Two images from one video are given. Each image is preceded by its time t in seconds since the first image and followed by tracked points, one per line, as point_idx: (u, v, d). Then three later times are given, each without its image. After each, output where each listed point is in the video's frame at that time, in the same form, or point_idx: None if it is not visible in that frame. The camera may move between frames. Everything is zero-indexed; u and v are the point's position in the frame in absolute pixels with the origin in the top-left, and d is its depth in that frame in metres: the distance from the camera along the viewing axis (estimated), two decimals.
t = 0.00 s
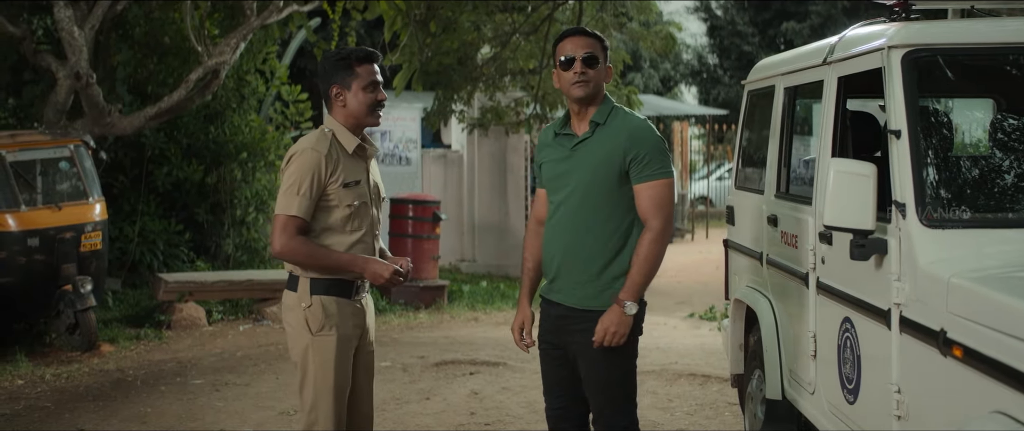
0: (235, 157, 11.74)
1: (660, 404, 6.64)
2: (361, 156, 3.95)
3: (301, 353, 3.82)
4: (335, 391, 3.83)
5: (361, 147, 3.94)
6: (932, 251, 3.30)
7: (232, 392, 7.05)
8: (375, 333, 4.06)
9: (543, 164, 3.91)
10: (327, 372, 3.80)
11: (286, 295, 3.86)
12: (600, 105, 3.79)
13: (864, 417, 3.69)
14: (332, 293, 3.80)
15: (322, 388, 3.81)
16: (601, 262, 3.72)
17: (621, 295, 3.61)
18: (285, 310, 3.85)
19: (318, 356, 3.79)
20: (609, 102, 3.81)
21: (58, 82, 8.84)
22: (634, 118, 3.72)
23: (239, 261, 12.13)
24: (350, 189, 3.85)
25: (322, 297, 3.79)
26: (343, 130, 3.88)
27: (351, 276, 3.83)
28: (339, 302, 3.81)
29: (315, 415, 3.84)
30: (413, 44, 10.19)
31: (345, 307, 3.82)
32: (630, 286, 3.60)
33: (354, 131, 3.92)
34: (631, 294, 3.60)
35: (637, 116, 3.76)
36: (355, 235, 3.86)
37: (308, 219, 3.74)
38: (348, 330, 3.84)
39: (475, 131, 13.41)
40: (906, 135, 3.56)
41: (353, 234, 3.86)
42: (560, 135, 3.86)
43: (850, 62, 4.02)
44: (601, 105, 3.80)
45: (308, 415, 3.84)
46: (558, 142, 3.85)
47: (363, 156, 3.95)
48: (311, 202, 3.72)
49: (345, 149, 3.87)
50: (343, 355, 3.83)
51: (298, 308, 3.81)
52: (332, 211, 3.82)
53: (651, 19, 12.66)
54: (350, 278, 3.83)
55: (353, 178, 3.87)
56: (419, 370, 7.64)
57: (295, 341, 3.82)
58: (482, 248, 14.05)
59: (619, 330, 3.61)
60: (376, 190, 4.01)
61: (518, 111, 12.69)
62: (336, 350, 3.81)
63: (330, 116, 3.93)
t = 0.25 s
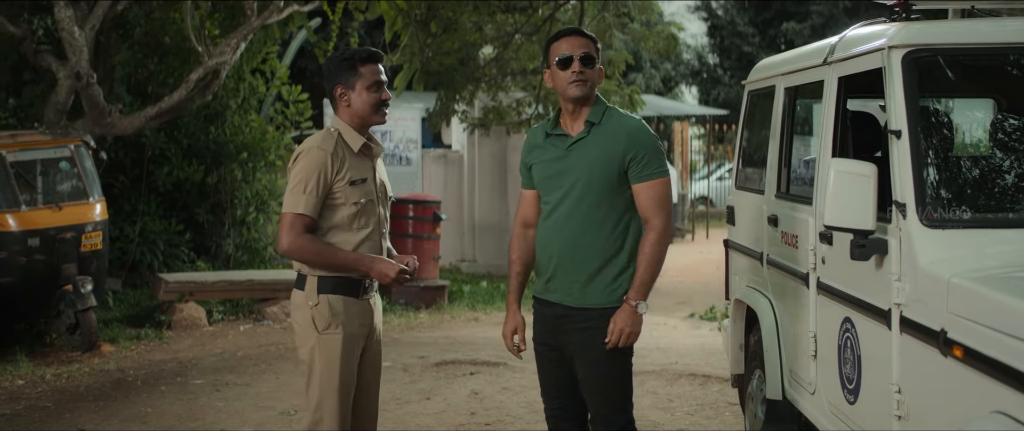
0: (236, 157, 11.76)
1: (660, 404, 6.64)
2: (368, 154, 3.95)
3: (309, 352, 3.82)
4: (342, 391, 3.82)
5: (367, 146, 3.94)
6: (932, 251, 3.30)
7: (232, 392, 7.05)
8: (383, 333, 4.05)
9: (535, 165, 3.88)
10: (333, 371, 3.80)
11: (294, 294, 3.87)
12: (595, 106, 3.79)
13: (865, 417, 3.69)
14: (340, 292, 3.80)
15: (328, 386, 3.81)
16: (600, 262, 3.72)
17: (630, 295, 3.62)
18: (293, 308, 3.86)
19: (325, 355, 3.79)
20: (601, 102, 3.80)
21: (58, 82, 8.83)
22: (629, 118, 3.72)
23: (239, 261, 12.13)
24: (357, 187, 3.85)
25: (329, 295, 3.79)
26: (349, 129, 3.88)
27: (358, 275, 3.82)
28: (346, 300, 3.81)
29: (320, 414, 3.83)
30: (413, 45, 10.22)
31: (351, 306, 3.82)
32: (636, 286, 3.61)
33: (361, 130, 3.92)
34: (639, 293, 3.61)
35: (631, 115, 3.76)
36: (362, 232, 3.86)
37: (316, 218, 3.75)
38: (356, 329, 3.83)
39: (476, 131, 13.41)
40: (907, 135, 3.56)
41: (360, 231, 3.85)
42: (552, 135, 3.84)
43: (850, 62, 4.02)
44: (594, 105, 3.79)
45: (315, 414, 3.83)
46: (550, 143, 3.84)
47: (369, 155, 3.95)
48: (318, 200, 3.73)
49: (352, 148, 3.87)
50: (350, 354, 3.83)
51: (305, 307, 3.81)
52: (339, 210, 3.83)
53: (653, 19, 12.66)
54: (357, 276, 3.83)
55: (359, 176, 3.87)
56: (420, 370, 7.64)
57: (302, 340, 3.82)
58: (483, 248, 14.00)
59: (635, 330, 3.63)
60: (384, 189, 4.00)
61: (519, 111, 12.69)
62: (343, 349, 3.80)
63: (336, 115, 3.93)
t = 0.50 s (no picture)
0: (236, 157, 11.79)
1: (660, 404, 6.64)
2: (371, 154, 3.95)
3: (313, 351, 3.82)
4: (345, 390, 3.82)
5: (370, 145, 3.94)
6: (933, 251, 3.30)
7: (232, 392, 7.05)
8: (388, 332, 4.06)
9: (529, 165, 3.89)
10: (337, 369, 3.80)
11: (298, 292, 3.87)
12: (588, 106, 3.79)
13: (865, 416, 3.69)
14: (344, 290, 3.80)
15: (331, 385, 3.81)
16: (593, 262, 3.72)
17: (618, 291, 3.60)
18: (298, 307, 3.86)
19: (329, 353, 3.79)
20: (595, 103, 3.80)
21: (59, 82, 8.83)
22: (622, 118, 3.73)
23: (239, 261, 12.13)
24: (359, 186, 3.85)
25: (331, 294, 3.79)
26: (352, 129, 3.88)
27: (360, 274, 3.82)
28: (348, 299, 3.81)
29: (323, 413, 3.82)
30: (414, 45, 10.25)
31: (354, 304, 3.82)
32: (624, 281, 3.59)
33: (364, 130, 3.92)
34: (627, 289, 3.59)
35: (624, 115, 3.76)
36: (366, 231, 3.86)
37: (323, 217, 3.74)
38: (360, 327, 3.83)
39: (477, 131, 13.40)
40: (907, 135, 3.55)
41: (364, 231, 3.86)
42: (546, 135, 3.84)
43: (851, 62, 4.01)
44: (588, 106, 3.79)
45: (318, 413, 3.83)
46: (544, 143, 3.84)
47: (372, 155, 3.95)
48: (324, 200, 3.73)
49: (354, 147, 3.87)
50: (353, 352, 3.83)
51: (309, 306, 3.81)
52: (342, 209, 3.83)
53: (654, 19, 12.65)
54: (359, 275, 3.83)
55: (363, 175, 3.87)
56: (420, 370, 7.64)
57: (306, 339, 3.83)
58: (483, 247, 14.03)
59: (621, 325, 3.60)
60: (387, 188, 4.00)
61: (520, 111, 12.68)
62: (346, 347, 3.80)
63: (339, 115, 3.93)
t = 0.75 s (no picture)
0: (236, 157, 11.80)
1: (660, 404, 6.64)
2: (377, 156, 3.95)
3: (310, 349, 3.83)
4: (343, 388, 3.82)
5: (376, 148, 3.93)
6: (933, 251, 3.30)
7: (232, 392, 7.05)
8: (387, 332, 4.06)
9: (524, 165, 3.88)
10: (334, 368, 3.80)
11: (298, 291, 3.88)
12: (582, 107, 3.79)
13: (865, 416, 3.69)
14: (341, 290, 3.80)
15: (329, 383, 3.81)
16: (588, 261, 3.72)
17: (608, 284, 3.63)
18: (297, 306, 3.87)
19: (326, 351, 3.79)
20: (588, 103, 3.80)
21: (59, 82, 8.83)
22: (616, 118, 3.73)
23: (239, 261, 12.12)
24: (365, 188, 3.85)
25: (329, 294, 3.79)
26: (359, 132, 3.88)
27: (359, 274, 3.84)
28: (348, 299, 3.82)
29: (319, 412, 3.82)
30: (413, 44, 10.32)
31: (352, 304, 3.82)
32: (616, 273, 3.62)
33: (371, 132, 3.91)
34: (618, 283, 3.62)
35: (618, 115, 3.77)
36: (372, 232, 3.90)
37: (344, 218, 3.76)
38: (358, 326, 3.84)
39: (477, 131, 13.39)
40: (907, 135, 3.55)
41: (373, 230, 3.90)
42: (540, 136, 3.84)
43: (851, 62, 4.01)
44: (582, 107, 3.80)
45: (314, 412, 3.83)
46: (538, 144, 3.84)
47: (379, 157, 3.95)
48: (342, 201, 3.74)
49: (361, 149, 3.87)
50: (349, 351, 3.83)
51: (307, 304, 3.81)
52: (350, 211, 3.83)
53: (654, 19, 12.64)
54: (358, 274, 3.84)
55: (369, 176, 3.87)
56: (420, 370, 7.64)
57: (305, 337, 3.84)
58: (483, 247, 13.98)
59: (608, 318, 3.61)
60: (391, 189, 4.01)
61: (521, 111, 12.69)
62: (343, 346, 3.80)
63: (347, 117, 3.92)
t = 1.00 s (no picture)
0: (236, 157, 11.81)
1: (660, 404, 6.63)
2: (383, 157, 3.95)
3: (315, 348, 3.83)
4: (347, 387, 3.83)
5: (382, 149, 3.93)
6: (933, 251, 3.30)
7: (232, 392, 7.05)
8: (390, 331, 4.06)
9: (519, 166, 3.88)
10: (338, 366, 3.81)
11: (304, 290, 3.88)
12: (578, 107, 3.79)
13: (865, 415, 3.69)
14: (347, 289, 3.79)
15: (333, 382, 3.82)
16: (586, 260, 3.72)
17: (613, 287, 3.61)
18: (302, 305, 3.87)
19: (330, 350, 3.80)
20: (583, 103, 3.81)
21: (59, 82, 8.83)
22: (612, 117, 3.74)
23: (239, 261, 12.11)
24: (368, 188, 3.85)
25: (334, 292, 3.78)
26: (366, 132, 3.89)
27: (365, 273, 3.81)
28: (352, 299, 3.80)
29: (324, 410, 3.82)
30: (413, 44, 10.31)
31: (358, 303, 3.82)
32: (619, 278, 3.60)
33: (377, 133, 3.92)
34: (622, 285, 3.60)
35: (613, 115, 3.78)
36: (373, 233, 3.87)
37: (333, 218, 3.75)
38: (364, 325, 3.83)
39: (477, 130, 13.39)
40: (907, 135, 3.55)
41: (372, 232, 3.87)
42: (536, 136, 3.84)
43: (851, 62, 4.01)
44: (578, 107, 3.80)
45: (318, 410, 3.84)
46: (534, 144, 3.84)
47: (384, 158, 3.95)
48: (334, 200, 3.74)
49: (366, 149, 3.88)
50: (354, 351, 3.82)
51: (312, 303, 3.82)
52: (347, 210, 3.83)
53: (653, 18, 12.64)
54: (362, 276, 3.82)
55: (373, 177, 3.87)
56: (420, 370, 7.64)
57: (310, 336, 3.84)
58: (484, 248, 14.02)
59: (616, 321, 3.60)
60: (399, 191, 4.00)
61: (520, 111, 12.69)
62: (347, 345, 3.80)
63: (354, 117, 3.93)
